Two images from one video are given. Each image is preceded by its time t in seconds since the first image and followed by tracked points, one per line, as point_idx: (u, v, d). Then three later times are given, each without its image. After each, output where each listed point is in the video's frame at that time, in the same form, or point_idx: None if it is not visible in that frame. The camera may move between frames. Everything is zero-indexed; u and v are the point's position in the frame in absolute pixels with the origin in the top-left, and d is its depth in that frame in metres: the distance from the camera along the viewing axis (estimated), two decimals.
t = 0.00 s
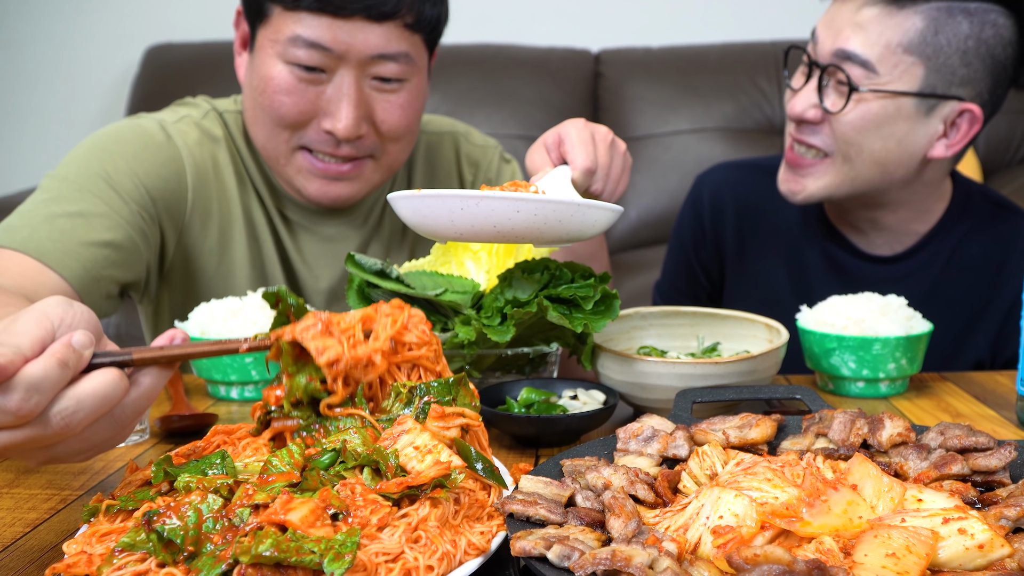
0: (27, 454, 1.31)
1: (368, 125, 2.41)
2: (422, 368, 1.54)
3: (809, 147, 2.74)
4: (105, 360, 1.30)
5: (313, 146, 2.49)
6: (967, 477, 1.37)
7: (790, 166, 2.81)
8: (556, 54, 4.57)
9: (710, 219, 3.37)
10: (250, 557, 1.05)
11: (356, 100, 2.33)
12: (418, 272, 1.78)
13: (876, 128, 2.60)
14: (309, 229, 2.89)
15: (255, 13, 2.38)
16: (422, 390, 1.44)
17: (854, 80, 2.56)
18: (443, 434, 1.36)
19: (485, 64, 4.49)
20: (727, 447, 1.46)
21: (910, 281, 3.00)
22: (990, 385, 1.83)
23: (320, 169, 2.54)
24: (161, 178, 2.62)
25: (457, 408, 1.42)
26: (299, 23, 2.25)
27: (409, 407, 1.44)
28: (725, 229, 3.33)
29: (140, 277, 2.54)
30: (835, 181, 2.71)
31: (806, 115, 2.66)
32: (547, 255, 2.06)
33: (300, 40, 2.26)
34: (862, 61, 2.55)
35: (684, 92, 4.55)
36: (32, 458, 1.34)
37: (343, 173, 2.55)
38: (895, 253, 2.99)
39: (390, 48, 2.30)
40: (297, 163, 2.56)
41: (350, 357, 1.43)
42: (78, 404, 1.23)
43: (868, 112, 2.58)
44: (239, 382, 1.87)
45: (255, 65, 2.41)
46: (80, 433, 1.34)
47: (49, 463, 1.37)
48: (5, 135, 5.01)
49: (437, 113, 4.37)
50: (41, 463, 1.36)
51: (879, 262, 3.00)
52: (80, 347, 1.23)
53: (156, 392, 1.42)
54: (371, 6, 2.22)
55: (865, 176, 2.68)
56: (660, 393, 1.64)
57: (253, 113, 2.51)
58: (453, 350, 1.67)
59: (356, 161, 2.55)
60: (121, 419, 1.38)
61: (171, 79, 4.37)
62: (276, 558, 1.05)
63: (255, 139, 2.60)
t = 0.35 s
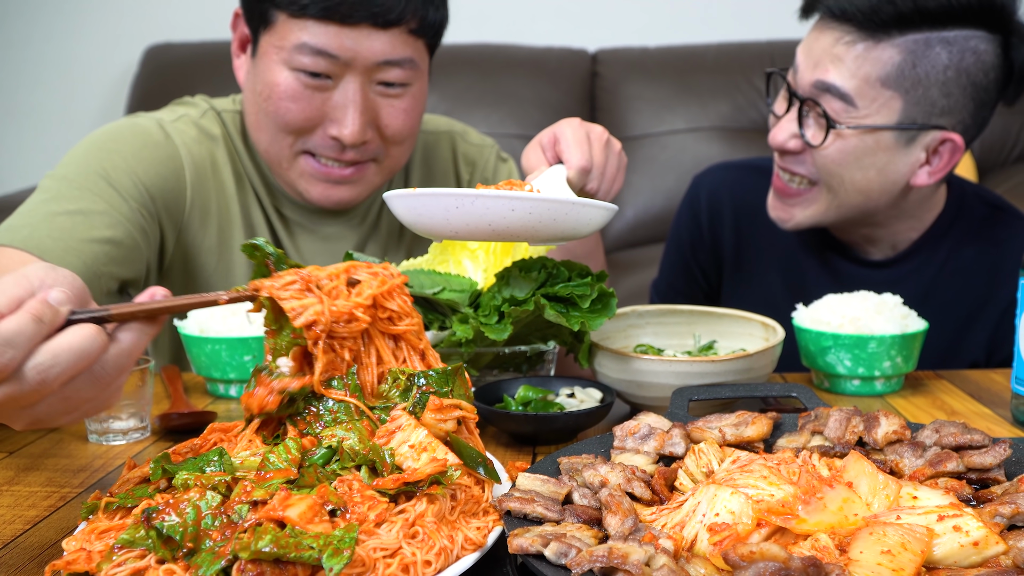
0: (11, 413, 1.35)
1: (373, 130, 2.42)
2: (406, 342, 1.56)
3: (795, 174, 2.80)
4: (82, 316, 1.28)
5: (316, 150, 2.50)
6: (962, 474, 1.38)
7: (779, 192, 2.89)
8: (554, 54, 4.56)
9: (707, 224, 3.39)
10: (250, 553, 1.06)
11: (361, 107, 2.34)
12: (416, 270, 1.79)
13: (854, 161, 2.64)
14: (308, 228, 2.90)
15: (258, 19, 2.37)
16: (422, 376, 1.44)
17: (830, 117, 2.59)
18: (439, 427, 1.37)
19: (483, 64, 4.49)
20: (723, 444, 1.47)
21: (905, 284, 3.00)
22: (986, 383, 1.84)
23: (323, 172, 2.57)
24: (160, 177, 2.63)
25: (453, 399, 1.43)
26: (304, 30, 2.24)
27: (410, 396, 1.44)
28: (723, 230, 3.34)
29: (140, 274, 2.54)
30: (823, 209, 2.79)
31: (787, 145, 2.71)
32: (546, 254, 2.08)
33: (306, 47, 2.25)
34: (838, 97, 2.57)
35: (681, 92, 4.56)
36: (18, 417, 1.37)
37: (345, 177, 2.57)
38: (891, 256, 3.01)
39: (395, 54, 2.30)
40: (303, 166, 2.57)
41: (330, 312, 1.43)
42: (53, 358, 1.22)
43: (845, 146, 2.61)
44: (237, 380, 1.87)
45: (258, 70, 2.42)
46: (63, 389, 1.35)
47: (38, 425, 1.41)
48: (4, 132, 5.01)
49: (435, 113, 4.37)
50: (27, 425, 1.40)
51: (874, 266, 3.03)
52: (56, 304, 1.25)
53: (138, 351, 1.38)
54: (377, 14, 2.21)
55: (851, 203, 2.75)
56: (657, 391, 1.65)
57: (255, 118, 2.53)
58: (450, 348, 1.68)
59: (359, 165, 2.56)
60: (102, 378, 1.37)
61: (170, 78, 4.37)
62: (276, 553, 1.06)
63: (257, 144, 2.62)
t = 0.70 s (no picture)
0: (1, 366, 1.41)
1: (373, 124, 2.42)
2: (396, 325, 1.58)
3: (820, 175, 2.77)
4: (69, 270, 1.36)
5: (320, 147, 2.50)
6: (957, 472, 1.39)
7: (800, 193, 2.86)
8: (551, 54, 4.57)
9: (701, 221, 3.38)
10: (249, 550, 1.06)
11: (362, 101, 2.34)
12: (414, 269, 1.79)
13: (885, 153, 2.63)
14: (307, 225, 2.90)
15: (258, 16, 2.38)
16: (418, 370, 1.45)
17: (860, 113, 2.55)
18: (436, 422, 1.36)
19: (480, 63, 4.49)
20: (720, 442, 1.47)
21: (900, 282, 3.01)
22: (980, 382, 1.85)
23: (328, 169, 2.57)
24: (158, 173, 2.65)
25: (450, 395, 1.41)
26: (304, 25, 2.25)
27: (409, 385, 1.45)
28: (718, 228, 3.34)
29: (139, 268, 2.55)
30: (853, 204, 2.78)
31: (813, 147, 2.65)
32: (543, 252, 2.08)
33: (306, 42, 2.26)
34: (865, 92, 2.54)
35: (678, 91, 4.56)
36: (8, 370, 1.44)
37: (348, 173, 2.58)
38: (887, 256, 3.02)
39: (394, 47, 2.31)
40: (308, 163, 2.57)
41: (317, 281, 1.45)
42: (40, 308, 1.28)
43: (875, 139, 2.59)
44: (235, 378, 1.88)
45: (257, 68, 2.42)
46: (52, 341, 1.43)
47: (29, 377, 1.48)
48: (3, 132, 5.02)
49: (432, 112, 4.38)
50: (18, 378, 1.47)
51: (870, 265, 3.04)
52: (44, 257, 1.33)
53: (126, 307, 1.47)
54: (376, 8, 2.21)
55: (882, 194, 2.75)
56: (654, 389, 1.66)
57: (257, 116, 2.54)
58: (448, 346, 1.69)
59: (360, 160, 2.57)
60: (90, 332, 1.45)
61: (168, 78, 4.38)
62: (275, 550, 1.07)
63: (261, 142, 2.62)
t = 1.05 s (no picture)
0: None
1: (372, 108, 2.42)
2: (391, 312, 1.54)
3: (858, 168, 2.74)
4: (56, 203, 1.37)
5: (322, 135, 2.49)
6: (952, 470, 1.40)
7: (833, 187, 2.83)
8: (548, 54, 4.59)
9: (703, 215, 3.38)
10: (249, 547, 1.07)
11: (361, 83, 2.34)
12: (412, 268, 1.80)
13: (929, 143, 2.63)
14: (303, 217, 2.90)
15: (257, 4, 2.40)
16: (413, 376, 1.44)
17: (910, 102, 2.55)
18: (436, 419, 1.36)
19: (477, 63, 4.51)
20: (716, 440, 1.48)
21: (899, 276, 3.04)
22: (976, 379, 1.86)
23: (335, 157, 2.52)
24: (165, 163, 2.66)
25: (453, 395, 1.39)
26: (301, 10, 2.27)
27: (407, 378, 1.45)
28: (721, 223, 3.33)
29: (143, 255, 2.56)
30: (889, 197, 2.76)
31: (859, 139, 2.62)
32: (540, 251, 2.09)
33: (303, 26, 2.27)
34: (912, 80, 2.55)
35: (675, 90, 4.57)
36: None
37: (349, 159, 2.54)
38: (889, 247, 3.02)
39: (391, 31, 2.32)
40: (308, 152, 2.57)
41: (306, 220, 1.44)
42: (24, 236, 1.29)
43: (922, 129, 2.59)
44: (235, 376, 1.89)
45: (258, 57, 2.43)
46: (41, 273, 1.43)
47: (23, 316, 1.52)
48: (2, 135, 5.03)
49: (430, 112, 4.38)
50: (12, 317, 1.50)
51: (869, 256, 3.04)
52: (30, 188, 1.36)
53: (115, 243, 1.45)
54: None
55: (918, 185, 2.75)
56: (651, 387, 1.66)
57: (261, 107, 2.55)
58: (446, 344, 1.70)
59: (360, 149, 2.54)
60: (78, 267, 1.44)
61: (166, 80, 4.39)
62: (274, 547, 1.08)
63: (267, 132, 2.62)
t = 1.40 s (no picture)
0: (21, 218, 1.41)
1: (371, 106, 2.43)
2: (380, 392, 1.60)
3: (864, 156, 2.75)
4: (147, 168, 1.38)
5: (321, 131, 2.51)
6: (947, 467, 1.40)
7: (839, 177, 2.84)
8: (545, 53, 4.59)
9: (703, 211, 3.39)
10: (248, 544, 1.08)
11: (359, 84, 2.35)
12: (410, 267, 1.80)
13: (935, 130, 2.65)
14: (303, 216, 2.92)
15: (258, 3, 2.41)
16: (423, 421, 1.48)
17: (917, 91, 2.56)
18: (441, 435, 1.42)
19: (475, 63, 4.52)
20: (712, 438, 1.49)
21: (897, 268, 3.05)
22: (971, 377, 1.86)
23: (334, 153, 2.55)
24: (163, 161, 2.69)
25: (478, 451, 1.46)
26: (301, 10, 2.28)
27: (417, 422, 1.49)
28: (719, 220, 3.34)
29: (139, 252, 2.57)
30: (896, 184, 2.77)
31: (866, 129, 2.63)
32: (537, 248, 2.08)
33: (303, 25, 2.28)
34: (920, 69, 2.55)
35: (671, 90, 4.58)
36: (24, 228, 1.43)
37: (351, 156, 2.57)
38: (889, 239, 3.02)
39: (389, 30, 2.33)
40: (307, 150, 2.58)
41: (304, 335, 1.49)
42: (92, 163, 1.30)
43: (928, 117, 2.61)
44: (234, 374, 1.90)
45: (259, 56, 2.44)
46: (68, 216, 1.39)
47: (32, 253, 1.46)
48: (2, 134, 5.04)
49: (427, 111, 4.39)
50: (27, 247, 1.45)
51: (868, 248, 3.04)
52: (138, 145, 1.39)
53: (147, 234, 1.39)
54: None
55: (924, 173, 2.77)
56: (646, 385, 1.67)
57: (261, 103, 2.56)
58: (443, 343, 1.75)
59: (363, 144, 2.57)
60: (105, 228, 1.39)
61: (164, 80, 4.39)
62: (273, 544, 1.08)
63: (266, 129, 2.63)
